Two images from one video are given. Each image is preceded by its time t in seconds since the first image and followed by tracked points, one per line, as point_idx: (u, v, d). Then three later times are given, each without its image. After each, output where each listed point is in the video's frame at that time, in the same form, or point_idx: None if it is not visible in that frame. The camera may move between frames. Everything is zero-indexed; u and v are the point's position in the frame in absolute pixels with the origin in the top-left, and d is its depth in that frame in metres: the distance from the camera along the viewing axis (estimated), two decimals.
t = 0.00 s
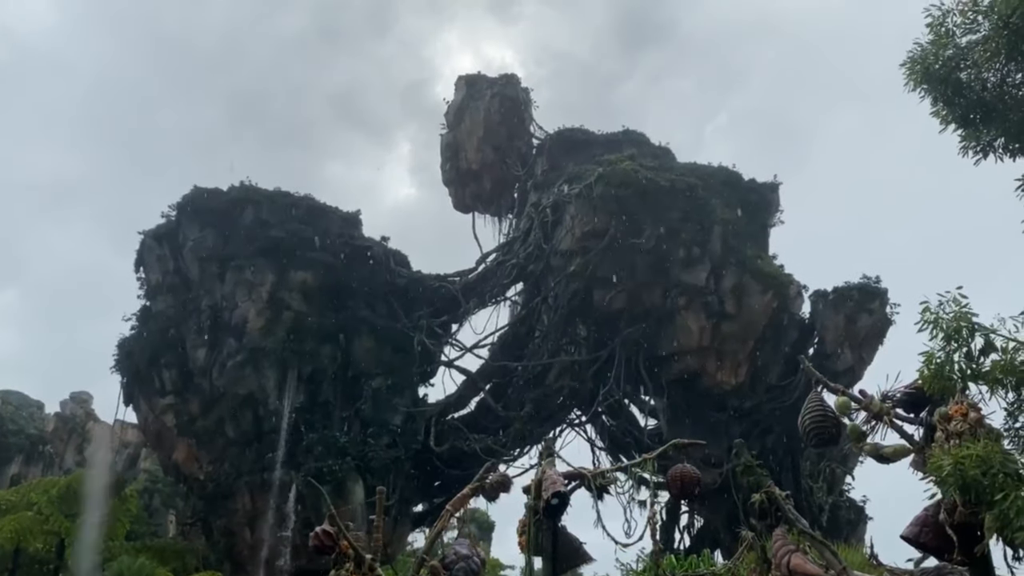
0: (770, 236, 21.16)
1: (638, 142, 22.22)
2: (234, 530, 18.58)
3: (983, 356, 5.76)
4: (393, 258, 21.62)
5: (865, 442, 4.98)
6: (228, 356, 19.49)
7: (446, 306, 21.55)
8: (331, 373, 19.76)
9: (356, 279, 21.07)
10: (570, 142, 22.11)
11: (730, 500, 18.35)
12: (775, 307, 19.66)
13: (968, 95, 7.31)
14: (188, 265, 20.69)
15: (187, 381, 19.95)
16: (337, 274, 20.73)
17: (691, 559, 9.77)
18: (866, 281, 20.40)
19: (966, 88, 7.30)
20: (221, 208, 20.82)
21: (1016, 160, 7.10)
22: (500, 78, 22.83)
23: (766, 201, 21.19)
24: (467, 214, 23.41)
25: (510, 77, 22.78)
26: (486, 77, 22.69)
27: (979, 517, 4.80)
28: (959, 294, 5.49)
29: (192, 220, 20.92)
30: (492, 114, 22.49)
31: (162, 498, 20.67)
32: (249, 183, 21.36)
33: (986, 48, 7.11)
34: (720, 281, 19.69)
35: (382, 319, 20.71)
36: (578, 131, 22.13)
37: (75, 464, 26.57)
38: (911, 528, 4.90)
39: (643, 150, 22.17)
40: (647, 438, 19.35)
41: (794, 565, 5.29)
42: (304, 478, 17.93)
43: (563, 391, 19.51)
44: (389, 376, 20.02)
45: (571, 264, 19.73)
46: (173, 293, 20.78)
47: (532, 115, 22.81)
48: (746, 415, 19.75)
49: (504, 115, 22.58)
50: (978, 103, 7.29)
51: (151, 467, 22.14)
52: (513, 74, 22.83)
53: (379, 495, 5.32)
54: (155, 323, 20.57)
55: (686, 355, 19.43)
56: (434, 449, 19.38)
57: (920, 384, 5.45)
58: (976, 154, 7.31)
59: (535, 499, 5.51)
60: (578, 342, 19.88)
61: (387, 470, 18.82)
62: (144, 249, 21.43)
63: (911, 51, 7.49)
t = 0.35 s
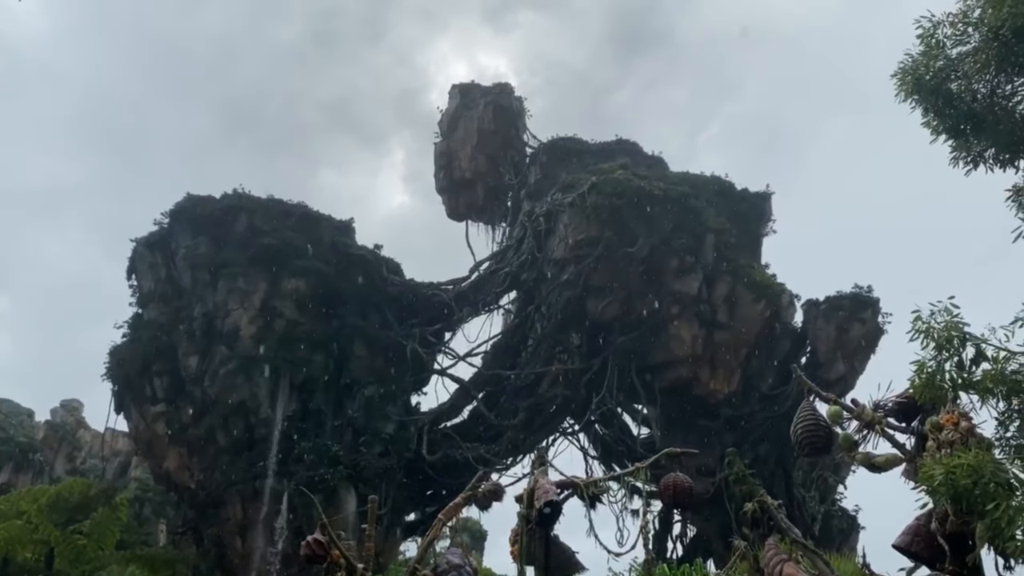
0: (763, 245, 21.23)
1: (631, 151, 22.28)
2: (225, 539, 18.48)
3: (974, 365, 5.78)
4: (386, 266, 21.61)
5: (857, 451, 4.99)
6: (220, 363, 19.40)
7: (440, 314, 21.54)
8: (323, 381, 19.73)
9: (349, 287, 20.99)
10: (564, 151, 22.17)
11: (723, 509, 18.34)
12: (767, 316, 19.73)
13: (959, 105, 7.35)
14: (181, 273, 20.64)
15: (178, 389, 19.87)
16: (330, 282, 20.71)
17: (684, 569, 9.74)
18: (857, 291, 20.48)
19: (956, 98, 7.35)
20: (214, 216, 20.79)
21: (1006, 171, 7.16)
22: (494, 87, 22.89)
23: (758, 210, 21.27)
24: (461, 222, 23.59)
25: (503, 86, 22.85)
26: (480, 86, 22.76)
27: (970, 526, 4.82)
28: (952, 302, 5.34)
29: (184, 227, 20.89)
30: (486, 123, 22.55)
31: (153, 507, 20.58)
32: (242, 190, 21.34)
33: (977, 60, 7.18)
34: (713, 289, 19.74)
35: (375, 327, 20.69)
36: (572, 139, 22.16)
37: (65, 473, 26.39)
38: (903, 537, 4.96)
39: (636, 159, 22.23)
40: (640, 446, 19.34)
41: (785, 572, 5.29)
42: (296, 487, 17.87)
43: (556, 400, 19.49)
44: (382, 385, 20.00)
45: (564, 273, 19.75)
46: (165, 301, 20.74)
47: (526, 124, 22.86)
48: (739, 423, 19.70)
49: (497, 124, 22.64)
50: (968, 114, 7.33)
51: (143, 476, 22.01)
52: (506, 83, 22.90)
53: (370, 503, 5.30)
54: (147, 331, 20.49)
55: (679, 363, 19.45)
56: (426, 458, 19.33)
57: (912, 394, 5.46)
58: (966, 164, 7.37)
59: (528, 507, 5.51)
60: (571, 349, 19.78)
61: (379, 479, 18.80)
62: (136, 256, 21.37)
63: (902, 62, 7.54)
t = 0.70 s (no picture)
0: (757, 250, 21.28)
1: (625, 157, 22.32)
2: (218, 544, 18.44)
3: (966, 370, 5.81)
4: (380, 270, 21.59)
5: (850, 456, 5.01)
6: (214, 367, 19.36)
7: (434, 319, 21.52)
8: (317, 386, 19.71)
9: (342, 291, 20.92)
10: (559, 155, 22.19)
11: (716, 514, 18.36)
12: (761, 322, 19.78)
13: (952, 112, 7.38)
14: (174, 277, 20.59)
15: (172, 393, 19.83)
16: (324, 286, 20.69)
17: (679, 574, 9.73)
18: (851, 296, 20.54)
19: (949, 105, 7.38)
20: (208, 220, 20.78)
21: (999, 177, 7.17)
22: (489, 92, 22.93)
23: (752, 215, 21.33)
24: (455, 226, 23.50)
25: (498, 91, 22.88)
26: (475, 92, 22.79)
27: (963, 531, 4.84)
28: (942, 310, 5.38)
29: (178, 231, 20.86)
30: (481, 127, 22.58)
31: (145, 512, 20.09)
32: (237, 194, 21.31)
33: (970, 66, 7.23)
34: (707, 294, 19.79)
35: (369, 331, 20.66)
36: (566, 144, 22.17)
37: (58, 477, 26.26)
38: (894, 543, 4.85)
39: (631, 164, 22.27)
40: (634, 451, 19.35)
41: None
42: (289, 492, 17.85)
43: (550, 405, 19.47)
44: (376, 390, 19.97)
45: (558, 278, 19.77)
46: (158, 304, 20.70)
47: (521, 129, 22.88)
48: (733, 428, 19.72)
49: (492, 128, 22.67)
50: (961, 120, 7.35)
51: (136, 480, 21.91)
52: (501, 88, 22.94)
53: (364, 508, 5.29)
54: (141, 335, 20.43)
55: (673, 368, 19.48)
56: (421, 463, 19.30)
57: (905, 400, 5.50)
58: (959, 171, 7.34)
59: (522, 512, 5.52)
60: (565, 355, 19.88)
61: (373, 484, 18.80)
62: (130, 260, 21.33)
63: (896, 68, 7.58)
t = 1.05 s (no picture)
0: (751, 254, 21.31)
1: (621, 159, 22.34)
2: (212, 547, 18.39)
3: (960, 374, 5.82)
4: (376, 272, 21.56)
5: (845, 459, 5.02)
6: (208, 370, 19.32)
7: (429, 321, 21.48)
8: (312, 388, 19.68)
9: (338, 294, 20.94)
10: (554, 158, 22.20)
11: (711, 517, 18.38)
12: (755, 325, 19.83)
13: (945, 116, 7.42)
14: (169, 279, 20.54)
15: (166, 395, 19.77)
16: (319, 289, 20.66)
17: None
18: (845, 299, 20.60)
19: (943, 109, 7.42)
20: (203, 222, 20.72)
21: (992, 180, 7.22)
22: (485, 94, 22.95)
23: (747, 218, 21.36)
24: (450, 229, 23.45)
25: (494, 94, 22.91)
26: (471, 94, 22.82)
27: (956, 533, 4.87)
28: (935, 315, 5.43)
29: (173, 233, 20.82)
30: (476, 130, 22.62)
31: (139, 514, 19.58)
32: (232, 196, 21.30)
33: (963, 71, 7.26)
34: (702, 297, 19.83)
35: (364, 333, 20.64)
36: (562, 148, 22.19)
37: (51, 479, 26.13)
38: (889, 545, 4.90)
39: (626, 167, 22.30)
40: (629, 455, 19.35)
41: None
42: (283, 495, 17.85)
43: (545, 408, 19.48)
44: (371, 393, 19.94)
45: (553, 281, 19.78)
46: (153, 307, 20.65)
47: (516, 131, 22.87)
48: (727, 431, 19.81)
49: (488, 131, 22.70)
50: (954, 124, 7.39)
51: (130, 482, 21.80)
52: (497, 91, 22.97)
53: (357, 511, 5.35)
54: (135, 337, 20.38)
55: (668, 371, 19.50)
56: (415, 466, 19.28)
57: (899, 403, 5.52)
58: (953, 174, 7.42)
59: (516, 515, 5.53)
60: (561, 357, 19.92)
61: (368, 487, 18.77)
62: (124, 262, 21.28)
63: (890, 72, 7.61)
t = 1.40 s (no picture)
0: (747, 255, 21.33)
1: (617, 161, 22.35)
2: (207, 548, 18.33)
3: (956, 376, 5.84)
4: (372, 273, 21.54)
5: (841, 460, 5.03)
6: (204, 371, 19.28)
7: (425, 323, 21.42)
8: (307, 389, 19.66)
9: (334, 296, 20.95)
10: (550, 160, 22.21)
11: (706, 518, 18.38)
12: (750, 326, 19.87)
13: (941, 119, 7.43)
14: (164, 280, 20.49)
15: (161, 396, 19.71)
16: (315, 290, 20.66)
17: None
18: (841, 301, 20.63)
19: (938, 112, 7.43)
20: (198, 223, 20.67)
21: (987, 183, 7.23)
22: (481, 96, 22.96)
23: (743, 219, 21.39)
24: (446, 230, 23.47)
25: (490, 95, 22.92)
26: (467, 96, 22.84)
27: (952, 535, 4.90)
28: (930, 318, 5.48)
29: (168, 233, 20.77)
30: (473, 131, 22.63)
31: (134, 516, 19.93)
32: (228, 197, 21.27)
33: (959, 74, 7.29)
34: (697, 299, 19.84)
35: (360, 334, 20.61)
36: (558, 149, 22.20)
37: (45, 480, 26.03)
38: (885, 547, 4.90)
39: (622, 168, 22.31)
40: (625, 456, 19.35)
41: None
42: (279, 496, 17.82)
43: (541, 409, 19.47)
44: (366, 394, 19.93)
45: (549, 282, 19.77)
46: (148, 307, 20.60)
47: (513, 133, 22.87)
48: (723, 432, 19.74)
49: (484, 132, 22.71)
50: (950, 127, 7.40)
51: (124, 484, 21.72)
52: (493, 92, 22.99)
53: (354, 513, 5.38)
54: (130, 338, 20.32)
55: (664, 373, 19.49)
56: (411, 467, 19.28)
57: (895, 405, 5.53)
58: (948, 177, 7.41)
59: (513, 517, 5.54)
60: (557, 358, 19.96)
61: (363, 488, 18.74)
62: (120, 263, 21.23)
63: (886, 75, 7.63)
